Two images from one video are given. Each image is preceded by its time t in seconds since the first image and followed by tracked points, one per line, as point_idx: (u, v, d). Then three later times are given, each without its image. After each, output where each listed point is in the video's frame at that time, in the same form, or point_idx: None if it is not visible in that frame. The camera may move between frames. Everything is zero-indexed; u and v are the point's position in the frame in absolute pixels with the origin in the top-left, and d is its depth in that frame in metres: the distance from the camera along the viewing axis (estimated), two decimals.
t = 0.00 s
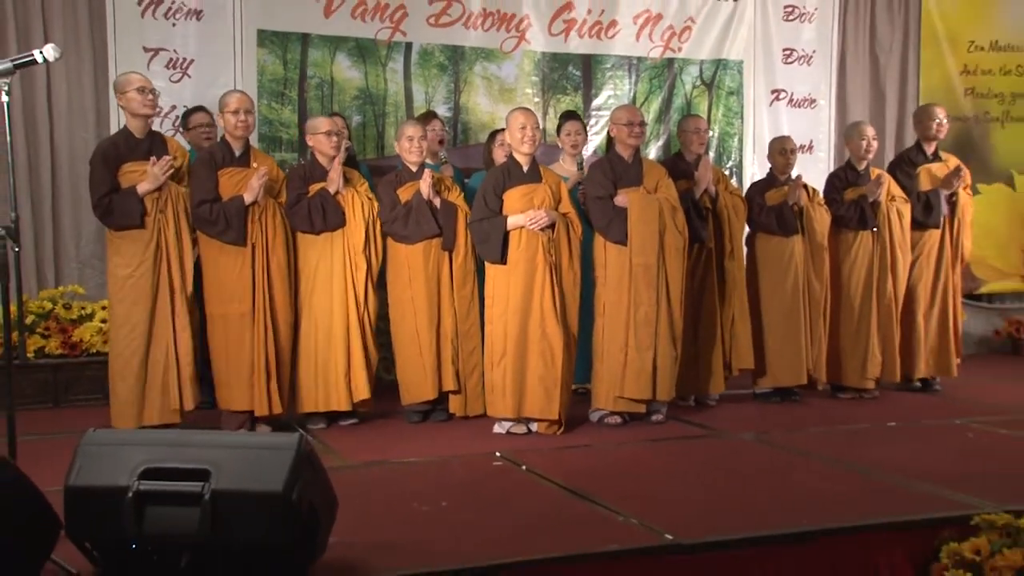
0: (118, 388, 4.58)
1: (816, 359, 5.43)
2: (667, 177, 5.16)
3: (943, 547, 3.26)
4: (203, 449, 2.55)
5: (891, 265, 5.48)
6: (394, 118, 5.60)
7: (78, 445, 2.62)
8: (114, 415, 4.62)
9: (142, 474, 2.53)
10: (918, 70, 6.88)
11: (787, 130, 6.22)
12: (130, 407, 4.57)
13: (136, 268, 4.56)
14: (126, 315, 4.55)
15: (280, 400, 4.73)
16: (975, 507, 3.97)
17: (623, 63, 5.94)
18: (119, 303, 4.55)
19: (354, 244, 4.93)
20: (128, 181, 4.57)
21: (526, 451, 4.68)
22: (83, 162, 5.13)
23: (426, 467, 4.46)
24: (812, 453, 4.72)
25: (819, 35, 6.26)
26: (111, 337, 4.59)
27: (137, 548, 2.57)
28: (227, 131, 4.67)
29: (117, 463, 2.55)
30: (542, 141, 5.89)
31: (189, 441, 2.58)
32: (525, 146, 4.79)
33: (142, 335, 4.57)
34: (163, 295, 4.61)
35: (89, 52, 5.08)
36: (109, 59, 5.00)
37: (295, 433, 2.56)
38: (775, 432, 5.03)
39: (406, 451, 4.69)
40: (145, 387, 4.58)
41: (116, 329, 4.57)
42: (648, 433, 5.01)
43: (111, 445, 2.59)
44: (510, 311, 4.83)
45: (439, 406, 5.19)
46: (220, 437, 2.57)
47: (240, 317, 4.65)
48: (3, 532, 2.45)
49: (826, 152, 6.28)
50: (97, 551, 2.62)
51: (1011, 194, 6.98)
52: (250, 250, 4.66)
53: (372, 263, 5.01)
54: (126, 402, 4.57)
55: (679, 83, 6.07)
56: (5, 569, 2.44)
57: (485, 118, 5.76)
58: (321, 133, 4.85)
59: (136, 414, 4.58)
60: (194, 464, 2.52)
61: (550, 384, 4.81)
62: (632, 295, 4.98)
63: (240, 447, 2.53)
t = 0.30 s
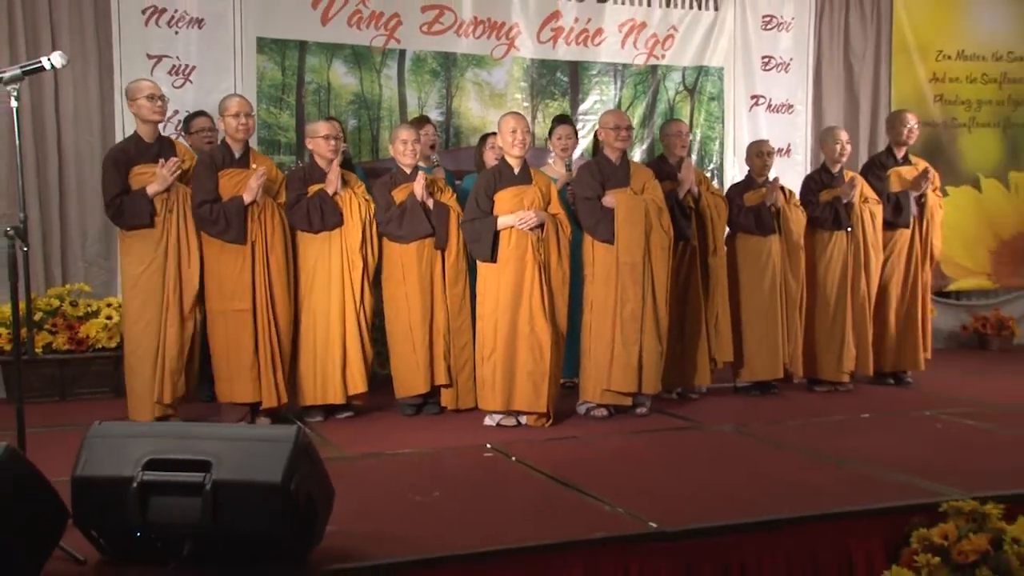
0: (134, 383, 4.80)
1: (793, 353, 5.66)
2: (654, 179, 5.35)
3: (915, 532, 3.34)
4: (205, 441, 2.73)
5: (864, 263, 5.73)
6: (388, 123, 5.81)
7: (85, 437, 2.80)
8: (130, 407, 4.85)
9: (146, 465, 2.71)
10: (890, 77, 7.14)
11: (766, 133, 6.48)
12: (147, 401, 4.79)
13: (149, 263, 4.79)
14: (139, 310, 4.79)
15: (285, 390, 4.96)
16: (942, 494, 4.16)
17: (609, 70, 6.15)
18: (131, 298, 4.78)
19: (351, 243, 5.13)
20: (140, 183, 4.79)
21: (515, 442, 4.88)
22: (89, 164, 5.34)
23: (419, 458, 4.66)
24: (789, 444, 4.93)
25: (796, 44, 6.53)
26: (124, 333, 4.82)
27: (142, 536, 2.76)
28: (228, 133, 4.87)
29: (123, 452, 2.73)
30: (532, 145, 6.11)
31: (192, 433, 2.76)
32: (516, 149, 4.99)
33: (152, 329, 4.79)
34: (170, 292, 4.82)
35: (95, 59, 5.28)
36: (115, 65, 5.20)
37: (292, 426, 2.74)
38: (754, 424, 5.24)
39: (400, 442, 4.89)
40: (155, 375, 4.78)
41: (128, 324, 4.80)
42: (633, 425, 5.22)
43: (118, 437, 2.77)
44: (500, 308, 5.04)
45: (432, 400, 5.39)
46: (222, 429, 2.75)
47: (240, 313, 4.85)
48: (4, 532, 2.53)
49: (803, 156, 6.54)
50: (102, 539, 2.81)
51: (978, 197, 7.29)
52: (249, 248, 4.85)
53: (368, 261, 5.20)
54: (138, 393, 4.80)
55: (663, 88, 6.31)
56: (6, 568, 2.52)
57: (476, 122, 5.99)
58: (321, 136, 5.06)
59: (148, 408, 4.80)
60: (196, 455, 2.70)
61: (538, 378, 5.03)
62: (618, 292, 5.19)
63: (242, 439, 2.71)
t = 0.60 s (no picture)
0: (148, 380, 4.99)
1: (774, 348, 5.90)
2: (644, 182, 5.54)
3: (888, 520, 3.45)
4: (206, 435, 2.93)
5: (841, 262, 5.96)
6: (383, 127, 6.03)
7: (92, 430, 3.01)
8: (145, 404, 5.04)
9: (150, 457, 2.90)
10: (865, 83, 7.39)
11: (747, 138, 6.83)
12: (163, 398, 5.01)
13: (157, 262, 4.98)
14: (148, 308, 4.96)
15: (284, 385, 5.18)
16: (909, 483, 4.37)
17: (596, 76, 6.42)
18: (141, 296, 4.97)
19: (348, 243, 5.34)
20: (146, 185, 5.00)
21: (506, 434, 5.10)
22: (96, 167, 5.56)
23: (413, 450, 4.87)
24: (769, 436, 5.14)
25: (775, 51, 6.87)
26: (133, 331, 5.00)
27: (147, 525, 2.96)
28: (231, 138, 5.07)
29: (128, 443, 2.94)
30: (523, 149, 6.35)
31: (194, 427, 2.96)
32: (507, 152, 5.19)
33: (162, 327, 4.98)
34: (177, 291, 5.02)
35: (102, 66, 5.50)
36: (121, 73, 5.41)
37: (291, 420, 2.95)
38: (736, 417, 5.47)
39: (396, 436, 5.10)
40: (165, 372, 4.99)
41: (139, 321, 4.97)
42: (619, 418, 5.44)
43: (123, 429, 2.98)
44: (491, 307, 5.26)
45: (426, 394, 5.62)
46: (223, 424, 2.95)
47: (241, 312, 5.04)
48: (3, 533, 2.66)
49: (781, 159, 6.87)
50: (108, 527, 3.02)
51: (948, 199, 7.57)
52: (249, 249, 5.05)
53: (364, 261, 5.42)
54: (151, 390, 5.00)
55: (648, 93, 6.58)
56: (5, 568, 2.66)
57: (468, 126, 6.21)
58: (320, 140, 5.26)
59: (161, 406, 5.01)
60: (198, 448, 2.90)
61: (527, 373, 5.24)
62: (607, 292, 5.41)
63: (243, 434, 2.92)
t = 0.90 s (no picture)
0: (151, 375, 5.20)
1: (757, 344, 6.12)
2: (635, 186, 5.76)
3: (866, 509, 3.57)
4: (212, 428, 2.95)
5: (821, 262, 6.19)
6: (381, 132, 6.25)
7: (101, 423, 3.04)
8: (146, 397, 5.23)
9: (157, 450, 2.93)
10: (843, 90, 7.65)
11: (731, 143, 7.09)
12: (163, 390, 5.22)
13: (162, 263, 5.19)
14: (152, 304, 5.18)
15: (281, 380, 5.36)
16: (884, 473, 4.56)
17: (586, 83, 6.68)
18: (145, 295, 5.19)
19: (347, 245, 5.57)
20: (152, 187, 5.21)
21: (500, 428, 5.31)
22: (105, 170, 5.79)
23: (410, 444, 5.07)
24: (753, 429, 5.35)
25: (758, 60, 7.14)
26: (139, 327, 5.22)
27: (153, 515, 2.98)
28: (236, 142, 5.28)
29: (134, 436, 2.96)
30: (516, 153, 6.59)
31: (201, 421, 2.98)
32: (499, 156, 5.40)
33: (166, 324, 5.19)
34: (181, 290, 5.24)
35: (110, 74, 5.73)
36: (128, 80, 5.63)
37: (293, 413, 2.97)
38: (722, 411, 5.69)
39: (393, 429, 5.31)
40: (171, 368, 5.21)
41: (141, 318, 5.20)
42: (610, 413, 5.65)
43: (130, 422, 3.00)
44: (485, 305, 5.48)
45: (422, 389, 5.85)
46: (229, 417, 2.98)
47: (244, 310, 5.26)
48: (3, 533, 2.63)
49: (764, 163, 7.15)
50: (117, 518, 3.05)
51: (922, 202, 7.90)
52: (253, 249, 5.26)
53: (363, 262, 5.65)
54: (156, 384, 5.22)
55: (635, 99, 6.84)
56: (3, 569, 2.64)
57: (463, 131, 6.43)
58: (320, 144, 5.47)
59: (164, 399, 5.22)
60: (204, 441, 2.92)
61: (520, 369, 5.46)
62: (600, 291, 5.61)
63: (248, 427, 2.94)
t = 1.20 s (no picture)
0: (151, 370, 5.35)
1: (741, 345, 6.28)
2: (628, 187, 5.90)
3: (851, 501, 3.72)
4: (214, 424, 3.03)
5: (807, 262, 6.37)
6: (379, 134, 6.40)
7: (106, 420, 3.12)
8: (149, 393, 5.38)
9: (160, 445, 3.01)
10: (829, 95, 7.81)
11: (720, 145, 7.27)
12: (163, 386, 5.36)
13: (165, 263, 5.33)
14: (154, 302, 5.32)
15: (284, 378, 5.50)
16: (869, 467, 4.70)
17: (579, 87, 6.84)
18: (149, 293, 5.33)
19: (346, 246, 5.71)
20: (156, 188, 5.34)
21: (496, 424, 5.46)
22: (110, 172, 5.95)
23: (408, 440, 5.21)
24: (743, 425, 5.50)
25: (746, 65, 7.35)
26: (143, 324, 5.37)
27: (157, 509, 3.06)
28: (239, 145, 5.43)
29: (138, 433, 3.04)
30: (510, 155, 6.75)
31: (203, 417, 3.06)
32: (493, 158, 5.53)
33: (168, 322, 5.34)
34: (184, 289, 5.38)
35: (116, 78, 5.88)
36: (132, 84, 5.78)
37: (293, 409, 3.06)
38: (712, 407, 5.84)
39: (391, 426, 5.45)
40: (175, 365, 5.36)
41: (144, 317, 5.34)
42: (603, 409, 5.80)
43: (134, 418, 3.08)
44: (481, 303, 5.64)
45: (419, 386, 6.00)
46: (231, 414, 3.06)
47: (246, 308, 5.41)
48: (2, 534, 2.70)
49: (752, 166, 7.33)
50: (122, 512, 3.13)
51: (905, 204, 8.09)
52: (255, 249, 5.41)
53: (361, 262, 5.80)
54: (159, 381, 5.36)
55: (627, 102, 7.00)
56: None
57: (459, 133, 6.59)
58: (321, 147, 5.62)
59: (166, 395, 5.37)
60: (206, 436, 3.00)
61: (514, 366, 5.59)
62: (594, 289, 5.75)
63: (249, 423, 3.02)
